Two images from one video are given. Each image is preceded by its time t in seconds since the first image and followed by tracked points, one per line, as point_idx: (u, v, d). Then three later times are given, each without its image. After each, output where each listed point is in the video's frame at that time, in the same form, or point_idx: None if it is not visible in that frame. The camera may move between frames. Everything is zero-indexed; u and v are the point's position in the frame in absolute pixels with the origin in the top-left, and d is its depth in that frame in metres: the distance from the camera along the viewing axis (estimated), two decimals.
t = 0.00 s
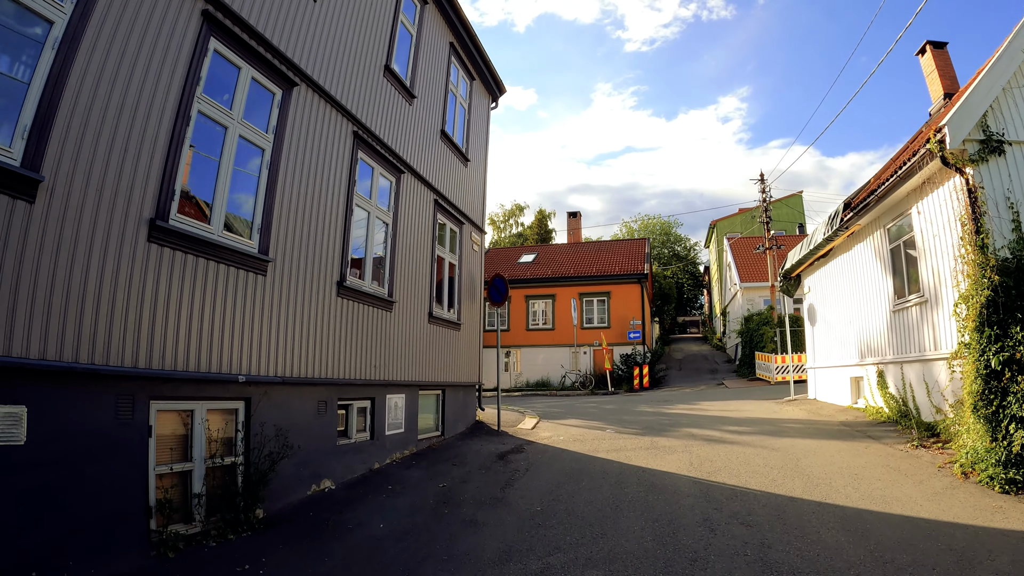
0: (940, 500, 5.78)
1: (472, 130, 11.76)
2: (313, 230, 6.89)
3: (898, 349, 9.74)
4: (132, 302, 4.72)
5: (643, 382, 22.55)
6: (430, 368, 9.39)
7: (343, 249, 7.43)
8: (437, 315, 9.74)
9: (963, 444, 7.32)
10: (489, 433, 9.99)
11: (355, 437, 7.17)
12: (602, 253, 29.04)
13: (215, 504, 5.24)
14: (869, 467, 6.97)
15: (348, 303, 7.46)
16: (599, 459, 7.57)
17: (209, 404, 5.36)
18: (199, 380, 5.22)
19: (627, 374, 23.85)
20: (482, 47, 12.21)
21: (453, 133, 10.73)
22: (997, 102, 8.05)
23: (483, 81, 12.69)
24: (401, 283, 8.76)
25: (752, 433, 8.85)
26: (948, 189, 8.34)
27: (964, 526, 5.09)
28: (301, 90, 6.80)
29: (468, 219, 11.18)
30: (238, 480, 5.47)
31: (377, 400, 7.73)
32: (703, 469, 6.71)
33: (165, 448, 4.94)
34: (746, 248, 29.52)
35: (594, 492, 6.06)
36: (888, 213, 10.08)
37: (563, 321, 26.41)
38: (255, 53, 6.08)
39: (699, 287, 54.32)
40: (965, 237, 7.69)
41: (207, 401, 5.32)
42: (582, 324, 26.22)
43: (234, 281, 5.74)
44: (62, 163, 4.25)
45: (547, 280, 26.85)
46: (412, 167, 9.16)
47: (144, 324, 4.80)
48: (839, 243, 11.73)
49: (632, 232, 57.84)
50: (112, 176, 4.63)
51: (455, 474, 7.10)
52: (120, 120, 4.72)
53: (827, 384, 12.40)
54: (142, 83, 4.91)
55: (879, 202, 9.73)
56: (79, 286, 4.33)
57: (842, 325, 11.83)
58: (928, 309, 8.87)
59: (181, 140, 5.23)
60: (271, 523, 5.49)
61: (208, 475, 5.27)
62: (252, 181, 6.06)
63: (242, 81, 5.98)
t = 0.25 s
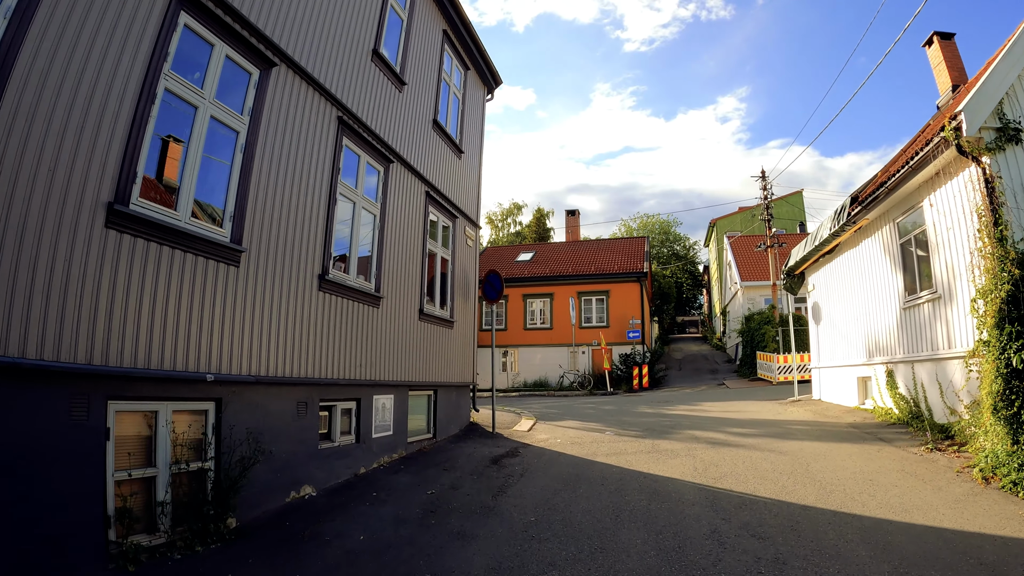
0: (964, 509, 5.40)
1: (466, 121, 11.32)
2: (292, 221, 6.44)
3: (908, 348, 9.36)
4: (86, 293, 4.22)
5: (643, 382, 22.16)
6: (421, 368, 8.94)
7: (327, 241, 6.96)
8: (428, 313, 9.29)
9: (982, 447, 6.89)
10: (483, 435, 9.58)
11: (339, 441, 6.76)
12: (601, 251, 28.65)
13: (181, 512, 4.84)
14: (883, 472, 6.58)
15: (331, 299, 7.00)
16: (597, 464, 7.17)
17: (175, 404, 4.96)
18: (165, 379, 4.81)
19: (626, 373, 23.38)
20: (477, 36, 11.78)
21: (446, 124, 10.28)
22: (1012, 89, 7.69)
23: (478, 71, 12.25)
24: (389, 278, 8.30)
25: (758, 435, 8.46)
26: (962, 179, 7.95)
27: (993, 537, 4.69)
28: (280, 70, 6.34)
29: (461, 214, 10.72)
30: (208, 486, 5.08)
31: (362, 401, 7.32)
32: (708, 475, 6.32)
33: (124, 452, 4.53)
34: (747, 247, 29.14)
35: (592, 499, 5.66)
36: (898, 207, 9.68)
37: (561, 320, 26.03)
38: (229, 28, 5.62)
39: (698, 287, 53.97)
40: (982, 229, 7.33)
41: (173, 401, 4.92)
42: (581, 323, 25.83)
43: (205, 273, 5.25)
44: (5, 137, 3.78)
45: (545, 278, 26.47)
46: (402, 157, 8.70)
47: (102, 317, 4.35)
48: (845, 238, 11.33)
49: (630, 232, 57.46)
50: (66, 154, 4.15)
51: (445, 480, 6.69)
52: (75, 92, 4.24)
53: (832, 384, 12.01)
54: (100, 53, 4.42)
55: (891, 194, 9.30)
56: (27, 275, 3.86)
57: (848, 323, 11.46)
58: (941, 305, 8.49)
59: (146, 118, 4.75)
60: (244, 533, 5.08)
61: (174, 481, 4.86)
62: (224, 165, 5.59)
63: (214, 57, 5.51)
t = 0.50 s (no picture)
0: (994, 528, 4.94)
1: (458, 113, 10.79)
2: (262, 213, 5.93)
3: (921, 350, 8.90)
4: (15, 289, 3.74)
5: (641, 383, 21.69)
6: (407, 372, 8.42)
7: (302, 236, 6.45)
8: (415, 313, 8.77)
9: (1006, 456, 6.42)
10: (474, 442, 9.09)
11: (316, 452, 6.31)
12: (599, 250, 28.18)
13: (134, 535, 4.34)
14: (902, 485, 6.11)
15: (307, 298, 6.49)
16: (593, 475, 6.70)
17: (125, 414, 4.46)
18: (112, 387, 4.31)
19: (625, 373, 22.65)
20: (469, 23, 11.23)
21: (435, 114, 9.75)
22: None
23: (470, 60, 11.69)
24: (372, 277, 7.78)
25: (763, 443, 8.00)
26: (981, 172, 7.48)
27: None
28: (248, 49, 5.82)
29: (453, 209, 10.19)
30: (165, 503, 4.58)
31: (342, 408, 6.84)
32: (714, 488, 5.85)
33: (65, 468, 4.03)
34: (747, 246, 28.67)
35: (589, 517, 5.19)
36: (910, 202, 9.21)
37: (558, 320, 25.55)
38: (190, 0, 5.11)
39: (696, 287, 53.55)
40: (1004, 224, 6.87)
41: (123, 411, 4.42)
42: (578, 323, 25.35)
43: (159, 269, 4.74)
44: None
45: (541, 278, 25.99)
46: (387, 147, 8.18)
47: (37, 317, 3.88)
48: (853, 236, 10.86)
49: (628, 231, 57.01)
50: None
51: (430, 494, 6.20)
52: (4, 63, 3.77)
53: (838, 388, 11.55)
54: (33, 20, 3.93)
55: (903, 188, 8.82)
56: None
57: (855, 324, 11.00)
58: (957, 306, 8.04)
59: (94, 96, 4.28)
60: (205, 556, 4.60)
61: (126, 499, 4.37)
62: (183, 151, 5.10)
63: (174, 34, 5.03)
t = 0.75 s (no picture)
0: None
1: (449, 102, 10.37)
2: (233, 199, 5.51)
3: (932, 348, 8.52)
4: None
5: (640, 384, 21.29)
6: (394, 372, 7.97)
7: (277, 225, 6.03)
8: (404, 310, 8.33)
9: None
10: (465, 444, 8.68)
11: (293, 455, 5.95)
12: (597, 249, 27.77)
13: (85, 546, 3.95)
14: (920, 492, 5.72)
15: (282, 291, 6.06)
16: (590, 481, 6.29)
17: (75, 415, 4.06)
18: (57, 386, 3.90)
19: (625, 376, 22.29)
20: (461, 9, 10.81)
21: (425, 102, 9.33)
22: None
23: (463, 49, 11.27)
24: (357, 270, 7.34)
25: (769, 446, 7.60)
26: (997, 159, 7.10)
27: None
28: (219, 22, 5.39)
29: (444, 201, 9.76)
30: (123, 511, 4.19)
31: (322, 409, 6.43)
32: (719, 495, 5.45)
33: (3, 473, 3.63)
34: (747, 244, 28.27)
35: (585, 527, 4.79)
36: (921, 194, 8.80)
37: (555, 320, 25.15)
38: None
39: (695, 287, 53.16)
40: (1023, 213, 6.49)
41: (73, 410, 4.02)
42: (575, 322, 24.94)
43: (113, 257, 4.32)
44: None
45: (538, 277, 25.58)
46: (373, 134, 7.76)
47: None
48: (860, 230, 10.44)
49: (626, 231, 56.62)
50: None
51: (414, 501, 5.79)
52: None
53: (843, 387, 11.15)
54: None
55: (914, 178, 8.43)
56: None
57: (862, 321, 10.61)
58: (972, 301, 7.65)
59: (44, 68, 3.89)
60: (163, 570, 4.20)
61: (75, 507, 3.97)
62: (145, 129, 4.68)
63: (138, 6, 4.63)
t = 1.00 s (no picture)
0: None
1: (441, 93, 9.96)
2: (200, 191, 5.09)
3: (944, 350, 8.16)
4: None
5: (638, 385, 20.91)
6: (379, 376, 7.55)
7: (248, 219, 5.60)
8: (391, 310, 7.91)
9: None
10: (456, 450, 8.31)
11: (268, 466, 5.61)
12: (594, 248, 27.39)
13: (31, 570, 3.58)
14: (938, 506, 5.35)
15: (255, 290, 5.65)
16: (586, 493, 5.91)
17: (20, 426, 3.67)
18: None
19: (623, 376, 22.00)
20: None
21: (414, 93, 8.92)
22: None
23: (456, 39, 10.85)
24: (339, 268, 6.92)
25: (774, 454, 7.22)
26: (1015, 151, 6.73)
27: None
28: None
29: (436, 196, 9.34)
30: (75, 532, 3.81)
31: (301, 415, 6.06)
32: (724, 510, 5.08)
33: None
34: (747, 243, 27.91)
35: (580, 547, 4.42)
36: (933, 189, 8.42)
37: (552, 320, 24.77)
38: None
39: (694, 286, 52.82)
40: None
41: (17, 421, 3.64)
42: (573, 322, 24.57)
43: (63, 252, 3.92)
44: None
45: (535, 276, 25.19)
46: (357, 125, 7.34)
47: None
48: (867, 227, 10.04)
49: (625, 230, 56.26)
50: None
51: (397, 517, 5.40)
52: None
53: (849, 390, 10.78)
54: None
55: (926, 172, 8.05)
56: None
57: (869, 322, 10.23)
58: (987, 301, 7.29)
59: None
60: None
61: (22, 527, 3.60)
62: (102, 115, 4.29)
63: None
